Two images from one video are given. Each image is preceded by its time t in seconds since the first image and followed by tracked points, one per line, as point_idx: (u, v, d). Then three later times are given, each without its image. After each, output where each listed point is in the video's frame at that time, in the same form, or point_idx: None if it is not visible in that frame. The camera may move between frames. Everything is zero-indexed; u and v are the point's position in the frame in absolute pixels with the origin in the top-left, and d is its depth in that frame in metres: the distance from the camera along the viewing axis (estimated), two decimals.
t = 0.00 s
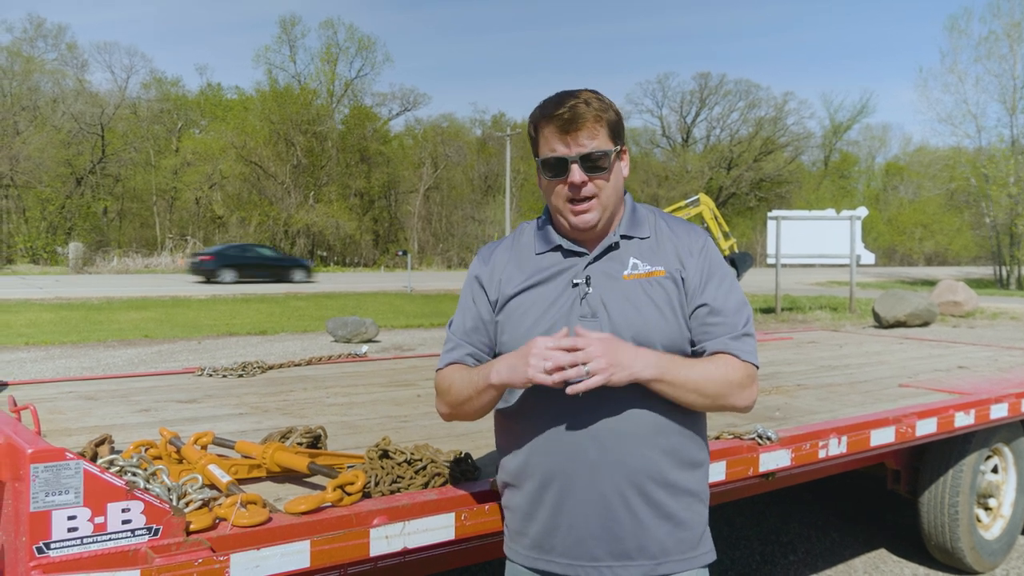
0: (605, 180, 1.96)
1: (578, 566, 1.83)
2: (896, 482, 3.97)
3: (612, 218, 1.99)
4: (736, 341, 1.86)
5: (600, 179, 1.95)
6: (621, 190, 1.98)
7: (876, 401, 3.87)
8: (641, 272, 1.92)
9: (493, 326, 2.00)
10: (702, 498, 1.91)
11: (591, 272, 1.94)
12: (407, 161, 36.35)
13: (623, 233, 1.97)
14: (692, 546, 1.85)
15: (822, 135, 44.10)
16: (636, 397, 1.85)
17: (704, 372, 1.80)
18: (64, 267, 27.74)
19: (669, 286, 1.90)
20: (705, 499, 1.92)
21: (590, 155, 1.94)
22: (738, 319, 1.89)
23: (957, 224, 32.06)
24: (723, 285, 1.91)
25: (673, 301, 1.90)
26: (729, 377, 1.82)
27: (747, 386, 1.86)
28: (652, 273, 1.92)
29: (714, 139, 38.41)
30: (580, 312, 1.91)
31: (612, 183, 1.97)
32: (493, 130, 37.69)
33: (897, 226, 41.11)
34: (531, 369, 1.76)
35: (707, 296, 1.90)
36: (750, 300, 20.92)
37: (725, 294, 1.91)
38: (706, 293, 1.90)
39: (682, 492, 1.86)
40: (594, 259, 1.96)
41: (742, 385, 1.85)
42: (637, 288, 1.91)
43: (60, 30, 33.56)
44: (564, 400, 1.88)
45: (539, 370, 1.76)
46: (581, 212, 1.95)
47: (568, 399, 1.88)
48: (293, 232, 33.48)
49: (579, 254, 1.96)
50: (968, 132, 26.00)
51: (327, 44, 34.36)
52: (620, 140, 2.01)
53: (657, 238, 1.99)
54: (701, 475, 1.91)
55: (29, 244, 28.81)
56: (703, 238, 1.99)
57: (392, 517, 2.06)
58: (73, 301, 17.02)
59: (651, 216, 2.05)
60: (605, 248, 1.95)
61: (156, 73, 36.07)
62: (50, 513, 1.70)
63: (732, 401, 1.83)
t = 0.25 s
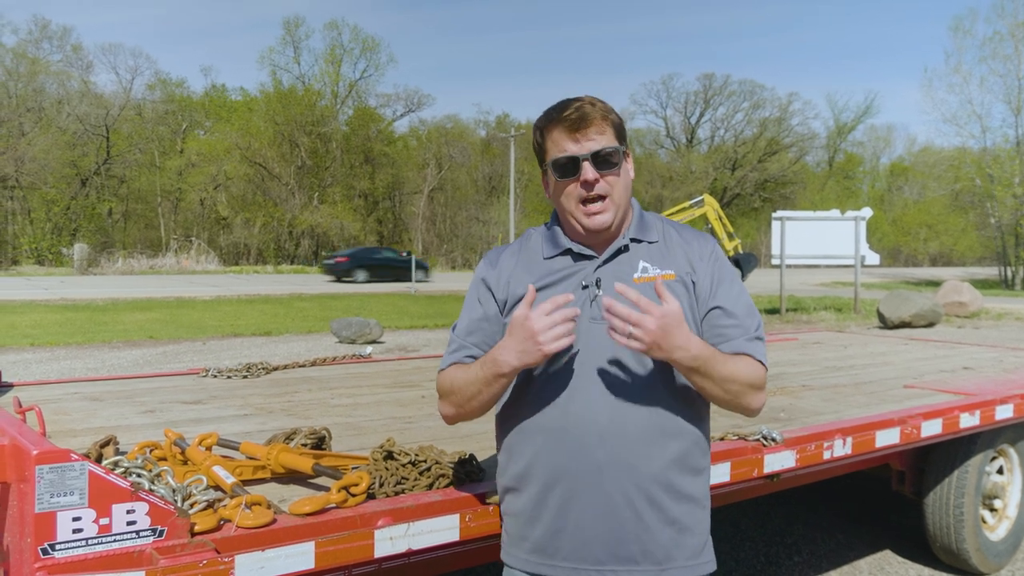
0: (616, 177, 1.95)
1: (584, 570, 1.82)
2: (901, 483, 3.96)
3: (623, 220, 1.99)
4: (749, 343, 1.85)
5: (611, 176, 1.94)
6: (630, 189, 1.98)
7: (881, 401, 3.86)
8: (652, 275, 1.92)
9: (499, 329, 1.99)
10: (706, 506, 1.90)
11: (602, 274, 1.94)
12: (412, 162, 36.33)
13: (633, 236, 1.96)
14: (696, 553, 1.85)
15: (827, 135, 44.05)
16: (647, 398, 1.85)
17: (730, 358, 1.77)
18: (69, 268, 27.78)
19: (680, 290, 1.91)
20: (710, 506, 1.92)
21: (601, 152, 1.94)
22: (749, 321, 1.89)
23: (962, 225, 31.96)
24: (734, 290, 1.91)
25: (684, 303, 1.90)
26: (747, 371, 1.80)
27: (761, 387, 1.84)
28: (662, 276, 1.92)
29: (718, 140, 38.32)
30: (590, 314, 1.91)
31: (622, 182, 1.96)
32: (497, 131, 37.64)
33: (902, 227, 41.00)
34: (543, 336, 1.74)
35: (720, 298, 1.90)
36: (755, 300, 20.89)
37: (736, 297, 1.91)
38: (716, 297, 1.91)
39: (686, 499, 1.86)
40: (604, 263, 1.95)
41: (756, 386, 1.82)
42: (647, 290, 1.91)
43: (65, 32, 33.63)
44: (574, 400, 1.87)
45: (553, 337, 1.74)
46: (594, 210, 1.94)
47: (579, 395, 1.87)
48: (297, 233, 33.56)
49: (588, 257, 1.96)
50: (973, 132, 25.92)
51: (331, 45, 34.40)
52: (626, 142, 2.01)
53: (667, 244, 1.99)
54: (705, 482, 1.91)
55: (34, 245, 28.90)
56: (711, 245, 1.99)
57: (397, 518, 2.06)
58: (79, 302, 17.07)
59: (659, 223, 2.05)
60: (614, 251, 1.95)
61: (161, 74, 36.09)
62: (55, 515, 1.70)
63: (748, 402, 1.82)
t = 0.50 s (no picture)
0: (619, 202, 1.96)
1: None
2: (904, 483, 3.95)
3: (623, 244, 1.99)
4: (752, 370, 1.87)
5: (614, 200, 1.95)
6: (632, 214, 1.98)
7: (884, 402, 3.85)
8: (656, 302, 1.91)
9: (502, 353, 1.98)
10: (707, 525, 1.91)
11: (605, 299, 1.93)
12: (414, 163, 36.39)
13: (635, 260, 1.96)
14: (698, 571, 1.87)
15: (829, 136, 44.02)
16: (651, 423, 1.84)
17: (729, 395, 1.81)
18: (72, 269, 27.84)
19: (684, 314, 1.90)
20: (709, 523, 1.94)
21: (605, 176, 1.93)
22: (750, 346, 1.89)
23: (966, 225, 31.89)
24: (736, 314, 1.92)
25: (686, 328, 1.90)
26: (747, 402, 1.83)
27: (761, 415, 1.87)
28: (666, 300, 1.92)
29: (721, 140, 38.29)
30: (593, 339, 1.90)
31: (624, 207, 1.96)
32: (500, 132, 37.66)
33: (905, 227, 40.93)
34: (558, 388, 1.73)
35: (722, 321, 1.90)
36: (758, 301, 20.86)
37: (737, 319, 1.92)
38: (719, 322, 1.91)
39: (689, 519, 1.86)
40: (606, 286, 1.95)
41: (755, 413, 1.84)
42: (651, 315, 1.90)
43: (68, 34, 33.70)
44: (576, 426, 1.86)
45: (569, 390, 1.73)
46: (598, 234, 1.93)
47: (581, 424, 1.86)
48: (300, 234, 33.66)
49: (591, 281, 1.96)
50: (976, 133, 25.86)
51: (334, 46, 34.45)
52: (629, 164, 2.01)
53: (670, 266, 1.98)
54: (707, 501, 1.91)
55: (37, 247, 28.98)
56: (713, 268, 1.99)
57: (400, 519, 2.06)
58: (81, 304, 17.08)
59: (662, 243, 2.04)
60: (617, 275, 1.94)
61: (164, 76, 36.09)
62: (58, 516, 1.70)
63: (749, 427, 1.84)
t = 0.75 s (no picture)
0: (625, 173, 1.95)
1: (592, 563, 1.84)
2: (908, 481, 3.95)
3: (626, 217, 1.99)
4: (752, 337, 1.84)
5: (619, 171, 1.94)
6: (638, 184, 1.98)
7: (887, 400, 3.85)
8: (657, 266, 1.89)
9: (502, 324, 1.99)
10: (713, 501, 1.89)
11: (605, 271, 1.94)
12: (416, 161, 36.33)
13: (636, 233, 1.96)
14: (705, 546, 1.85)
15: (832, 133, 43.94)
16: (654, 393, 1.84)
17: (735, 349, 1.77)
18: (75, 268, 27.98)
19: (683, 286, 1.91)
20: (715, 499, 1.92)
21: (612, 146, 1.94)
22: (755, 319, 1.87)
23: (969, 223, 31.83)
24: (738, 285, 1.90)
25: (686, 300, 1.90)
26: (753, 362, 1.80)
27: (766, 382, 1.83)
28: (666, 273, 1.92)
29: (723, 138, 38.19)
30: (592, 309, 1.90)
31: (629, 179, 1.96)
32: (502, 130, 37.59)
33: (907, 225, 40.86)
34: (540, 323, 1.74)
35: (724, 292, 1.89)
36: (760, 298, 20.85)
37: (739, 291, 1.90)
38: (721, 293, 1.89)
39: (691, 495, 1.85)
40: (607, 259, 1.96)
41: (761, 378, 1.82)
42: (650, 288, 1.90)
43: (70, 32, 33.70)
44: (577, 395, 1.86)
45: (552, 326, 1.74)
46: (600, 205, 1.94)
47: (582, 395, 1.86)
48: (302, 232, 33.75)
49: (591, 252, 1.97)
50: (979, 130, 25.78)
51: (335, 44, 34.40)
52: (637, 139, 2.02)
53: (671, 240, 1.99)
54: (712, 478, 1.90)
55: (40, 246, 29.16)
56: (715, 242, 1.99)
57: (403, 517, 2.06)
58: (84, 302, 17.11)
59: (663, 220, 2.04)
60: (617, 247, 1.95)
61: (166, 74, 35.99)
62: (62, 513, 1.69)
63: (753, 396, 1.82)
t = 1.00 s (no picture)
0: (626, 170, 1.95)
1: (593, 565, 1.83)
2: (911, 478, 3.93)
3: (626, 215, 1.98)
4: (746, 337, 1.83)
5: (621, 169, 1.94)
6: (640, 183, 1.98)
7: (891, 396, 3.84)
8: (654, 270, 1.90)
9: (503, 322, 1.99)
10: (714, 501, 1.89)
11: (605, 270, 1.93)
12: (418, 160, 36.31)
13: (637, 231, 1.95)
14: (706, 546, 1.85)
15: (834, 131, 43.90)
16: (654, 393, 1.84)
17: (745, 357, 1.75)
18: (77, 268, 28.03)
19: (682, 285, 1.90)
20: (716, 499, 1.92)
21: (614, 144, 1.94)
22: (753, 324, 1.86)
23: (971, 220, 31.78)
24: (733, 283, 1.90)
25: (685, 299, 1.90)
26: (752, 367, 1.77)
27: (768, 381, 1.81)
28: (665, 272, 1.91)
29: (725, 136, 38.16)
30: (592, 309, 1.89)
31: (631, 177, 1.96)
32: (504, 128, 37.55)
33: (910, 222, 40.83)
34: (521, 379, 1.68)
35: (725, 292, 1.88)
36: (763, 296, 20.84)
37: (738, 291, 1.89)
38: (722, 292, 1.88)
39: (694, 495, 1.85)
40: (606, 258, 1.95)
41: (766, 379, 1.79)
42: (650, 286, 1.90)
43: (72, 32, 33.70)
44: (577, 399, 1.86)
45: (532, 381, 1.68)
46: (601, 203, 1.94)
47: (583, 398, 1.86)
48: (304, 231, 33.83)
49: (591, 251, 1.96)
50: (981, 127, 25.74)
51: (337, 43, 34.36)
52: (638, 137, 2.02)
53: (671, 239, 1.98)
54: (713, 477, 1.90)
55: (43, 246, 29.23)
56: (714, 242, 1.98)
57: (406, 515, 2.06)
58: (87, 301, 17.14)
59: (663, 218, 2.03)
60: (617, 247, 1.94)
61: (168, 73, 35.79)
62: (65, 512, 1.69)
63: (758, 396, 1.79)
